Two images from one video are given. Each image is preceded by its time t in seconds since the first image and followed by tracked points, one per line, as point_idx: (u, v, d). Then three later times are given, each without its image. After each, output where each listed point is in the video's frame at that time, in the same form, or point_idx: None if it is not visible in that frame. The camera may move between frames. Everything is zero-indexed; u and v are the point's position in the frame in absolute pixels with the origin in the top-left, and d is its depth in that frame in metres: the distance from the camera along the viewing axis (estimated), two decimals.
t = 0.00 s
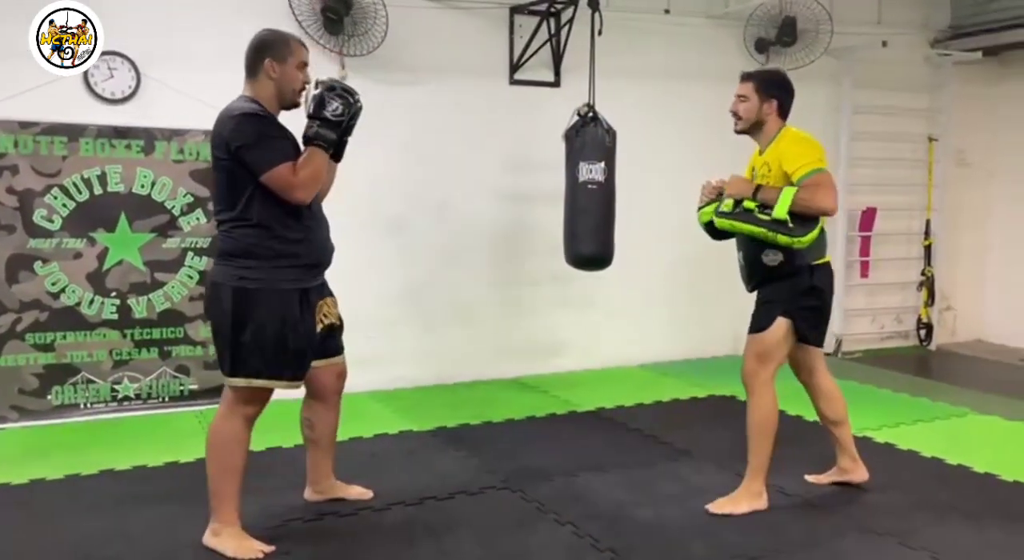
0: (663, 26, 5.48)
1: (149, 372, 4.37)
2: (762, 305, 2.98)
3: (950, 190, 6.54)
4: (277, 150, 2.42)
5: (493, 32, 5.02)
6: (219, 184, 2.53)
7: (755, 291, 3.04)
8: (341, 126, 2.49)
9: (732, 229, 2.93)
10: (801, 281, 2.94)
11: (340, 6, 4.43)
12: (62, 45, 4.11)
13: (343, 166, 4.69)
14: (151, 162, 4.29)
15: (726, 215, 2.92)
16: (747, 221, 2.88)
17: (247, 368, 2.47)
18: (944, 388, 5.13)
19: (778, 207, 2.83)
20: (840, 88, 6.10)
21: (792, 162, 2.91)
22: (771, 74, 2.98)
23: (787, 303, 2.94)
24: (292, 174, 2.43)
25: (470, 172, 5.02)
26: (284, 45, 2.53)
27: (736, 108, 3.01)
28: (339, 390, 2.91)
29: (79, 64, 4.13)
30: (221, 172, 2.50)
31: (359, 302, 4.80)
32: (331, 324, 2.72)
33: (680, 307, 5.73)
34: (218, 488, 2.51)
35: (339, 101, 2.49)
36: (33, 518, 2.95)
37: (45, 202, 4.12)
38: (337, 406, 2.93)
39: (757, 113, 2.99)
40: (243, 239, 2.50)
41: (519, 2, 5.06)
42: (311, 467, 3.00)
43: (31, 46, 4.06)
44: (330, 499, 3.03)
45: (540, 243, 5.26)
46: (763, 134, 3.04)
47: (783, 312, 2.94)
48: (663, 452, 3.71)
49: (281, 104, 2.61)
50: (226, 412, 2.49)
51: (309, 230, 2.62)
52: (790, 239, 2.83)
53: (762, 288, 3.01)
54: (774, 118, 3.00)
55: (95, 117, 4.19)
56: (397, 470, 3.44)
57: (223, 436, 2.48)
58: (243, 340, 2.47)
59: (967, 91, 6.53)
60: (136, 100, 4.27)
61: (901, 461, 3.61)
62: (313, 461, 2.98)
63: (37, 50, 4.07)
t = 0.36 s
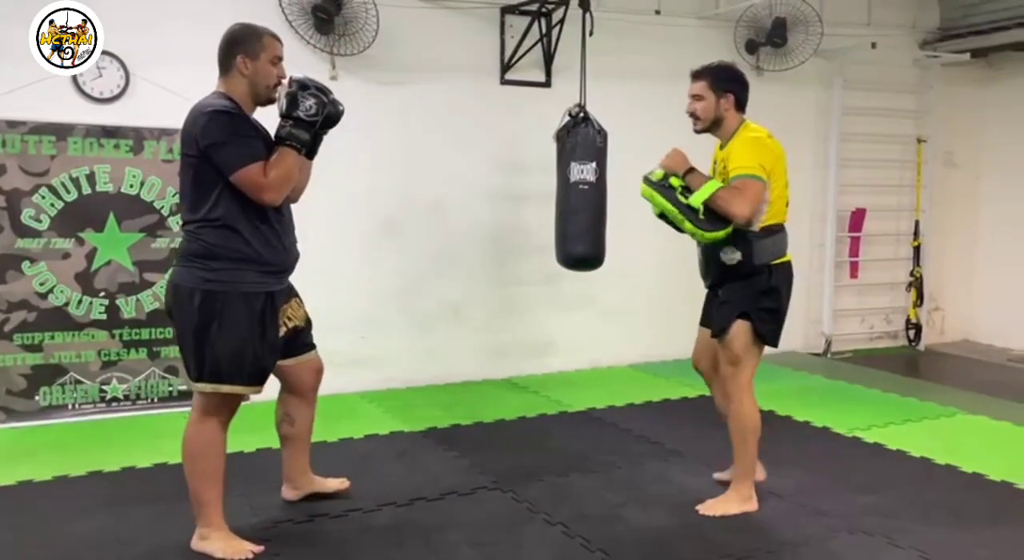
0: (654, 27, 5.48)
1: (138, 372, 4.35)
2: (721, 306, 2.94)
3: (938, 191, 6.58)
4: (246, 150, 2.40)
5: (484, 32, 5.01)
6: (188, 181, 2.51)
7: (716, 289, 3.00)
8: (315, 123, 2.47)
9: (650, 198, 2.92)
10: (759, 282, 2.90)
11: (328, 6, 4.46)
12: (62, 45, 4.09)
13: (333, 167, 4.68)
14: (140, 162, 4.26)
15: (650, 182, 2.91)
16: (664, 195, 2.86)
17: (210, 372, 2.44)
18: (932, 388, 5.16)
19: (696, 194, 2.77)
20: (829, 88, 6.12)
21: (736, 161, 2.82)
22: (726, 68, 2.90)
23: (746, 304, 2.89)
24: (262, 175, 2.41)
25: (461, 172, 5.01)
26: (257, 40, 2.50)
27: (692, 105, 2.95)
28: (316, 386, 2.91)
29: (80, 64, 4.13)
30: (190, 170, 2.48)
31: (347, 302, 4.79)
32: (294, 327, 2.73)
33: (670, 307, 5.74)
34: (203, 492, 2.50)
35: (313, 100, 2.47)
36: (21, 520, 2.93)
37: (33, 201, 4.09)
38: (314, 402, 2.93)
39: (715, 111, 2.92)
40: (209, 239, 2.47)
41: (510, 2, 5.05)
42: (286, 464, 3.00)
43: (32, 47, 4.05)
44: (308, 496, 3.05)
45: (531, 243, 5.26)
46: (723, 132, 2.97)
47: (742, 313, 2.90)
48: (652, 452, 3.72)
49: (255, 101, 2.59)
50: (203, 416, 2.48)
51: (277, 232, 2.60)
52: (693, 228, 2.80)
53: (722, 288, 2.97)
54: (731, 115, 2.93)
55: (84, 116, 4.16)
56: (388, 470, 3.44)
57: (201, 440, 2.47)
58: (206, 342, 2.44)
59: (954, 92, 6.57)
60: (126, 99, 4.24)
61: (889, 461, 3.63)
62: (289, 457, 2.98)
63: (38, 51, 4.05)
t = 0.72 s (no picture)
0: (648, 28, 5.50)
1: (132, 373, 4.34)
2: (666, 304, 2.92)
3: (930, 192, 6.61)
4: (247, 146, 2.40)
5: (479, 33, 5.02)
6: (190, 176, 2.52)
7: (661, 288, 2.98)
8: (316, 123, 2.47)
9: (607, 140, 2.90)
10: (706, 281, 2.88)
11: (324, 6, 4.43)
12: (62, 45, 4.10)
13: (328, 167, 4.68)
14: (134, 162, 4.26)
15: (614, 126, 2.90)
16: (625, 143, 2.85)
17: (205, 365, 2.46)
18: (924, 388, 5.19)
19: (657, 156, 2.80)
20: (823, 90, 6.15)
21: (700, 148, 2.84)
22: (694, 69, 2.90)
23: (689, 303, 2.88)
24: (259, 170, 2.40)
25: (455, 172, 5.02)
26: (266, 43, 2.50)
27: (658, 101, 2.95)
28: (294, 392, 2.85)
29: (79, 64, 4.13)
30: (193, 164, 2.49)
31: (343, 303, 4.79)
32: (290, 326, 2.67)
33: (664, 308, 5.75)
34: (206, 489, 2.51)
35: (316, 100, 2.47)
36: (14, 520, 2.92)
37: (26, 201, 4.09)
38: (290, 409, 2.87)
39: (680, 108, 2.91)
40: (207, 233, 2.48)
41: (505, 3, 5.06)
42: (257, 468, 2.94)
43: (30, 46, 4.05)
44: (275, 505, 2.98)
45: (526, 243, 5.27)
46: (687, 131, 2.96)
47: (683, 312, 2.88)
48: (646, 452, 3.73)
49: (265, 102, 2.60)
50: (217, 414, 2.49)
51: (276, 230, 2.59)
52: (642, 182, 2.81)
53: (667, 287, 2.95)
54: (695, 114, 2.92)
55: (79, 116, 4.16)
56: (382, 470, 3.44)
57: (212, 439, 2.48)
58: (202, 336, 2.46)
59: (947, 94, 6.60)
60: (121, 99, 4.24)
61: (881, 461, 3.65)
62: (258, 465, 2.92)
63: (37, 50, 4.06)
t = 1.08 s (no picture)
0: (646, 29, 5.51)
1: (131, 374, 4.35)
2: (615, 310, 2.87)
3: (929, 194, 6.62)
4: (244, 146, 2.41)
5: (478, 35, 5.03)
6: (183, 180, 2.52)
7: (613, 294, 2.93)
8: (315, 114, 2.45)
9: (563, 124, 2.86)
10: (655, 289, 2.83)
11: (327, 8, 4.44)
12: (62, 45, 4.10)
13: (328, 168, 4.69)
14: (133, 163, 4.26)
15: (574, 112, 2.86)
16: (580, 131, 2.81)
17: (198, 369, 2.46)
18: (922, 389, 5.20)
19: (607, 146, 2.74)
20: (821, 91, 6.16)
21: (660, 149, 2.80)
22: (659, 74, 2.87)
23: (638, 310, 2.83)
24: (261, 166, 2.40)
25: (454, 173, 5.02)
26: (267, 50, 2.51)
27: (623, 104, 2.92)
28: (296, 395, 2.86)
29: (79, 64, 4.14)
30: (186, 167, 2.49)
31: (341, 304, 4.80)
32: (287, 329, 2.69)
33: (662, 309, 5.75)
34: (178, 492, 2.50)
35: (315, 90, 2.45)
36: (13, 521, 2.92)
37: (25, 202, 4.09)
38: (291, 412, 2.88)
39: (643, 113, 2.89)
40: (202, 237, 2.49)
41: (504, 5, 5.07)
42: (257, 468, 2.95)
43: (29, 46, 4.06)
44: (275, 505, 2.98)
45: (526, 244, 5.28)
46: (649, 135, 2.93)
47: (632, 319, 2.83)
48: (645, 452, 3.74)
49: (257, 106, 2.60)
50: (198, 421, 2.48)
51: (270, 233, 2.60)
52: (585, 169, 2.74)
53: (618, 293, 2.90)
54: (658, 118, 2.90)
55: (78, 117, 4.16)
56: (381, 471, 3.45)
57: (192, 445, 2.46)
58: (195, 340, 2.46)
59: (945, 95, 6.61)
60: (120, 100, 4.25)
61: (879, 462, 3.66)
62: (259, 466, 2.93)
63: (37, 51, 4.07)
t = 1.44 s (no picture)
0: (649, 31, 5.51)
1: (134, 375, 4.35)
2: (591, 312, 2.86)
3: (932, 196, 6.61)
4: (256, 158, 2.42)
5: (481, 36, 5.03)
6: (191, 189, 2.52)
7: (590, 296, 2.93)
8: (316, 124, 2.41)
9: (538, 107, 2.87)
10: (630, 290, 2.83)
11: (332, 10, 4.41)
12: (62, 45, 4.10)
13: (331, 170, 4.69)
14: (137, 164, 4.26)
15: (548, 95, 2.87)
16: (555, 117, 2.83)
17: (208, 378, 2.47)
18: (925, 391, 5.19)
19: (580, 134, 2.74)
20: (825, 93, 6.15)
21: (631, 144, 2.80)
22: (627, 71, 2.86)
23: (615, 312, 2.82)
24: (270, 180, 2.40)
25: (457, 175, 5.03)
26: (292, 65, 2.55)
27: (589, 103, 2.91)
28: (348, 381, 2.98)
29: (80, 64, 4.14)
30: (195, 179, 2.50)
31: (344, 305, 4.80)
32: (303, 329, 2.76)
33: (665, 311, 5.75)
34: (179, 495, 2.50)
35: (313, 102, 2.40)
36: (16, 522, 2.92)
37: (29, 203, 4.09)
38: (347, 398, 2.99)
39: (611, 111, 2.87)
40: (209, 249, 2.50)
41: (507, 7, 5.07)
42: (324, 455, 3.05)
43: (30, 46, 4.06)
44: (342, 491, 3.07)
45: (528, 245, 5.28)
46: (619, 134, 2.92)
47: (609, 321, 2.82)
48: (647, 454, 3.73)
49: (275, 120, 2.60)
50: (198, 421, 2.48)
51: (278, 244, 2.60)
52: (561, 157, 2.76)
53: (594, 295, 2.89)
54: (626, 117, 2.89)
55: (81, 118, 4.17)
56: (383, 473, 3.44)
57: (193, 446, 2.47)
58: (203, 349, 2.47)
59: (948, 97, 6.61)
60: (123, 102, 4.25)
61: (882, 464, 3.65)
62: (326, 451, 3.03)
63: (37, 51, 4.06)
